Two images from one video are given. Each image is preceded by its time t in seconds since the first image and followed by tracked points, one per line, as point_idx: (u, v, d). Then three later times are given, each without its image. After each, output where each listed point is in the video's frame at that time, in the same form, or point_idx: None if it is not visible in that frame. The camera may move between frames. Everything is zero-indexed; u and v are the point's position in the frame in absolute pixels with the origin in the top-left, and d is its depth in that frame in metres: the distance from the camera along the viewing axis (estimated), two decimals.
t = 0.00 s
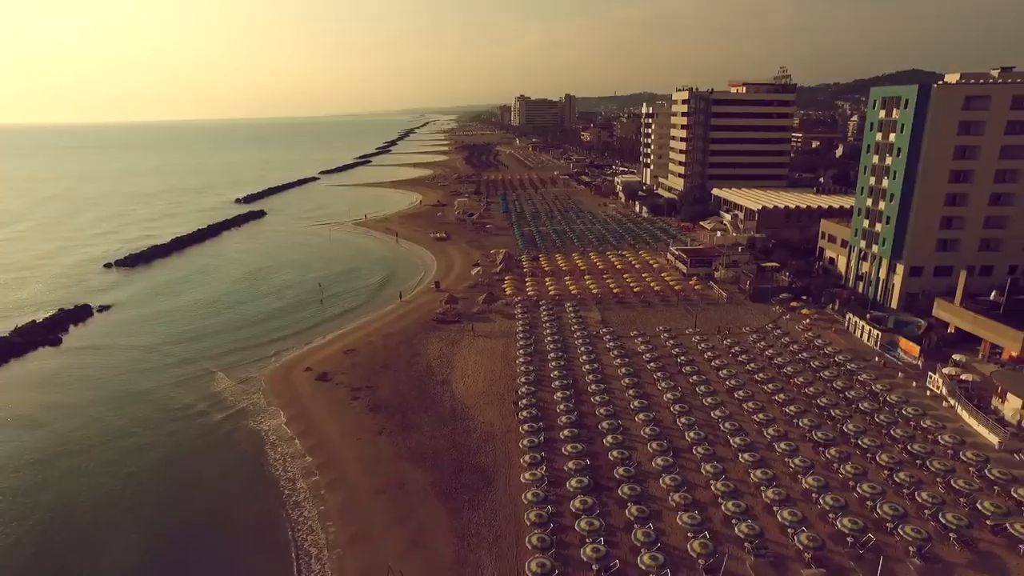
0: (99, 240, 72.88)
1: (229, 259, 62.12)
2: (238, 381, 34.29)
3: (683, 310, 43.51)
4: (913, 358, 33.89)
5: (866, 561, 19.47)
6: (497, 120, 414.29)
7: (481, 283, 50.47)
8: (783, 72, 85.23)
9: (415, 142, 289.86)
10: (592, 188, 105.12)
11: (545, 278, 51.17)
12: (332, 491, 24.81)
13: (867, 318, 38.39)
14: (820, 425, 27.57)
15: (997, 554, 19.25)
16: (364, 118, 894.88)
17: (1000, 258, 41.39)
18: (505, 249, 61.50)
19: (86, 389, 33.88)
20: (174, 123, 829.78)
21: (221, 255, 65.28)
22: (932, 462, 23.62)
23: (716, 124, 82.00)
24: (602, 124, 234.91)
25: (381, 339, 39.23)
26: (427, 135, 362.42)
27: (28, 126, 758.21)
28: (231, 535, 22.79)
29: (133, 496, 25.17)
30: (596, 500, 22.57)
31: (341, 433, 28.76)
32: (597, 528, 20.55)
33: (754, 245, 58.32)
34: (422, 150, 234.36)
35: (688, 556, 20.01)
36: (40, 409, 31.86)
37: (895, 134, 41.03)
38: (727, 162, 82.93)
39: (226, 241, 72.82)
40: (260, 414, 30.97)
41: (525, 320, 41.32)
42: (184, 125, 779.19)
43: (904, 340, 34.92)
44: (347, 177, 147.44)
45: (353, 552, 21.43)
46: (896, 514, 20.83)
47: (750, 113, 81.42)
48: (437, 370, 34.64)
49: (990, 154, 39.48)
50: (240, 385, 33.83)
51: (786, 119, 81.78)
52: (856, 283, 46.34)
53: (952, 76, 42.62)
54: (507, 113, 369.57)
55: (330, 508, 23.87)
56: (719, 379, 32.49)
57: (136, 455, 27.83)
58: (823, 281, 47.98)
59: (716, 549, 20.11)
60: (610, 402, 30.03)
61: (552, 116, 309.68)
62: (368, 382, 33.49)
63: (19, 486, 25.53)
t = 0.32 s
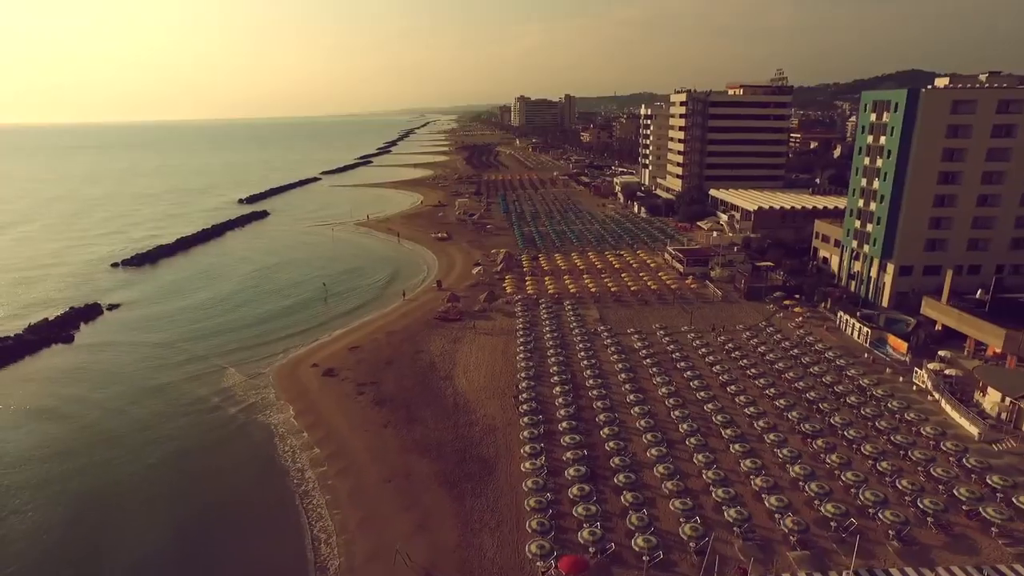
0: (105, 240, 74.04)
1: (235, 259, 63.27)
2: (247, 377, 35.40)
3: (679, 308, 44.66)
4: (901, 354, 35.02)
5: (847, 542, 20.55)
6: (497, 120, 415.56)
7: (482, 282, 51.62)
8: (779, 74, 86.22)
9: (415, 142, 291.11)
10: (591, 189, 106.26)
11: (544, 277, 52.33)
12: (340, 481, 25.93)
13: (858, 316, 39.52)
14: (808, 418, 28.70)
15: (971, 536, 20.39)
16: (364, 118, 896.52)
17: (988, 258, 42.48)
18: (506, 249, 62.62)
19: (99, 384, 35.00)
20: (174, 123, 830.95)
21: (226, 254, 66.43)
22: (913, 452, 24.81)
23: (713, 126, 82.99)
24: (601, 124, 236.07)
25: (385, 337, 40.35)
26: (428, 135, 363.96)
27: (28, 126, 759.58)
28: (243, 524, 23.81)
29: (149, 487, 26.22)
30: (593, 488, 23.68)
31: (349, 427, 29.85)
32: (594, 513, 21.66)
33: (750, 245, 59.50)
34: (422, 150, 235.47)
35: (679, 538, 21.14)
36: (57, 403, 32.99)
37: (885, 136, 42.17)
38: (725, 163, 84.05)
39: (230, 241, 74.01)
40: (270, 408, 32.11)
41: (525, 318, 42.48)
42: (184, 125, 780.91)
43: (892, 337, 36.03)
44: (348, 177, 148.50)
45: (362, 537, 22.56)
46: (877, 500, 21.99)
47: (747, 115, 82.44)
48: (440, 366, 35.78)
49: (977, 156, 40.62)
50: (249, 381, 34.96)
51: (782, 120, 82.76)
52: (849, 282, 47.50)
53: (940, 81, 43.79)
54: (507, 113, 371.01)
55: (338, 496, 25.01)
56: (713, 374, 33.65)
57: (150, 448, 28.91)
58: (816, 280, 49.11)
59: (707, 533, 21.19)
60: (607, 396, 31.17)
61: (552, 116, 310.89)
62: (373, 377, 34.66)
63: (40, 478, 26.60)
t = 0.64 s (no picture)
0: (111, 240, 75.10)
1: (240, 259, 64.35)
2: (254, 374, 36.45)
3: (675, 306, 45.77)
4: (889, 351, 36.10)
5: (830, 527, 21.65)
6: (497, 120, 416.78)
7: (483, 282, 52.70)
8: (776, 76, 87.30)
9: (415, 142, 292.30)
10: (590, 189, 107.35)
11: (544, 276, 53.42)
12: (348, 471, 27.04)
13: (849, 314, 40.59)
14: (797, 411, 29.84)
15: (948, 521, 21.51)
16: (364, 118, 897.68)
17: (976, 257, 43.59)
18: (506, 249, 63.73)
19: (111, 381, 35.99)
20: (175, 123, 832.32)
21: (230, 254, 67.50)
22: (896, 443, 25.98)
23: (711, 127, 84.11)
24: (601, 125, 237.25)
25: (388, 334, 41.47)
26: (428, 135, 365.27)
27: (29, 126, 760.71)
28: (254, 514, 24.82)
29: (163, 480, 27.23)
30: (590, 477, 24.80)
31: (355, 420, 30.98)
32: (590, 500, 22.77)
33: (746, 245, 60.59)
34: (423, 151, 236.61)
35: (672, 524, 22.22)
36: (71, 399, 34.01)
37: (876, 139, 43.27)
38: (722, 164, 85.14)
39: (235, 241, 75.15)
40: (278, 403, 33.19)
41: (524, 316, 43.63)
42: (184, 125, 782.16)
43: (881, 334, 37.09)
44: (349, 178, 149.79)
45: (369, 524, 23.66)
46: (861, 488, 23.12)
47: (744, 116, 83.42)
48: (442, 362, 36.93)
49: (965, 159, 41.72)
50: (257, 378, 36.00)
51: (779, 122, 83.74)
52: (841, 281, 48.63)
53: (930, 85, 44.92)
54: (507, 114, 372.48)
55: (346, 485, 26.14)
56: (707, 369, 34.79)
57: (162, 442, 29.86)
58: (810, 279, 50.25)
59: (697, 518, 22.29)
60: (604, 391, 32.32)
61: (552, 117, 312.15)
62: (378, 373, 35.78)
63: (56, 472, 27.54)
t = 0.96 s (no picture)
0: (116, 240, 76.12)
1: (244, 258, 65.37)
2: (261, 370, 37.48)
3: (671, 305, 46.82)
4: (878, 348, 37.15)
5: (816, 514, 22.75)
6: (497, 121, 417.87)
7: (483, 281, 53.80)
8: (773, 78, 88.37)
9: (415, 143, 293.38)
10: (589, 189, 108.47)
11: (542, 276, 54.54)
12: (355, 463, 28.13)
13: (840, 313, 41.62)
14: (788, 405, 30.94)
15: (928, 508, 22.65)
16: (364, 118, 899.36)
17: (965, 257, 44.71)
18: (507, 249, 64.83)
19: (121, 378, 36.94)
20: (176, 123, 834.56)
21: (235, 254, 68.52)
22: (882, 436, 27.11)
23: (708, 129, 85.21)
24: (600, 125, 238.40)
25: (391, 332, 42.55)
26: (429, 135, 366.61)
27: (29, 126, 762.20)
28: (265, 505, 25.85)
29: (174, 473, 28.19)
30: (587, 468, 25.91)
31: (361, 414, 32.07)
32: (587, 488, 23.89)
33: (742, 245, 61.68)
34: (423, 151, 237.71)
35: (665, 511, 23.32)
36: (82, 396, 34.97)
37: (868, 142, 44.35)
38: (719, 165, 86.25)
39: (239, 241, 76.23)
40: (287, 398, 34.25)
41: (524, 314, 44.69)
42: (184, 125, 783.90)
43: (871, 331, 38.12)
44: (350, 179, 150.95)
45: (376, 512, 24.76)
46: (845, 477, 24.26)
47: (741, 118, 84.46)
48: (445, 359, 38.01)
49: (953, 161, 42.83)
50: (264, 374, 37.03)
51: (775, 123, 84.78)
52: (835, 280, 49.72)
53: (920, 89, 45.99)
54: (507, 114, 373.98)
55: (353, 476, 27.24)
56: (701, 365, 35.90)
57: (172, 437, 30.80)
58: (804, 278, 51.33)
59: (689, 506, 23.39)
60: (601, 386, 33.42)
61: (552, 117, 313.40)
62: (382, 369, 36.85)
63: (70, 467, 28.48)
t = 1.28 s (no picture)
0: (122, 240, 77.18)
1: (249, 258, 66.41)
2: (268, 367, 38.50)
3: (668, 304, 47.91)
4: (869, 345, 38.17)
5: (803, 501, 23.83)
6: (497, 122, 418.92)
7: (484, 280, 54.84)
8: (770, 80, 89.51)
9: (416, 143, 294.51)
10: (589, 190, 109.57)
11: (542, 275, 55.62)
12: (360, 455, 29.22)
13: (832, 311, 42.65)
14: (779, 399, 32.02)
15: (910, 496, 23.75)
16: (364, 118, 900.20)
17: (955, 257, 45.79)
18: (507, 249, 65.88)
19: (132, 375, 37.97)
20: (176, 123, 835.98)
21: (239, 254, 69.59)
22: (868, 428, 28.22)
23: (705, 130, 86.33)
24: (600, 125, 239.49)
25: (394, 329, 43.63)
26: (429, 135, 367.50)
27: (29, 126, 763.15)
28: (274, 496, 26.87)
29: (186, 466, 29.20)
30: (584, 458, 26.97)
31: (366, 409, 33.15)
32: (584, 477, 24.96)
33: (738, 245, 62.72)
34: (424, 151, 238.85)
35: (659, 499, 24.36)
36: (94, 393, 35.99)
37: (860, 144, 45.41)
38: (717, 166, 87.34)
39: (242, 241, 77.30)
40: (294, 394, 35.31)
41: (524, 313, 45.73)
42: (184, 125, 784.98)
43: (862, 329, 39.17)
44: (351, 179, 152.03)
45: (382, 501, 25.81)
46: (832, 467, 25.38)
47: (739, 119, 85.56)
48: (447, 355, 39.10)
49: (942, 163, 43.91)
50: (270, 371, 38.03)
51: (772, 124, 85.87)
52: (828, 279, 50.80)
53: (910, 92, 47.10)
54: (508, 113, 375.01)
55: (360, 467, 28.32)
56: (696, 361, 37.00)
57: (182, 432, 31.79)
58: (798, 277, 52.40)
59: (682, 494, 24.45)
60: (599, 381, 34.49)
61: (551, 118, 314.52)
62: (385, 366, 37.91)
63: (86, 460, 29.50)
